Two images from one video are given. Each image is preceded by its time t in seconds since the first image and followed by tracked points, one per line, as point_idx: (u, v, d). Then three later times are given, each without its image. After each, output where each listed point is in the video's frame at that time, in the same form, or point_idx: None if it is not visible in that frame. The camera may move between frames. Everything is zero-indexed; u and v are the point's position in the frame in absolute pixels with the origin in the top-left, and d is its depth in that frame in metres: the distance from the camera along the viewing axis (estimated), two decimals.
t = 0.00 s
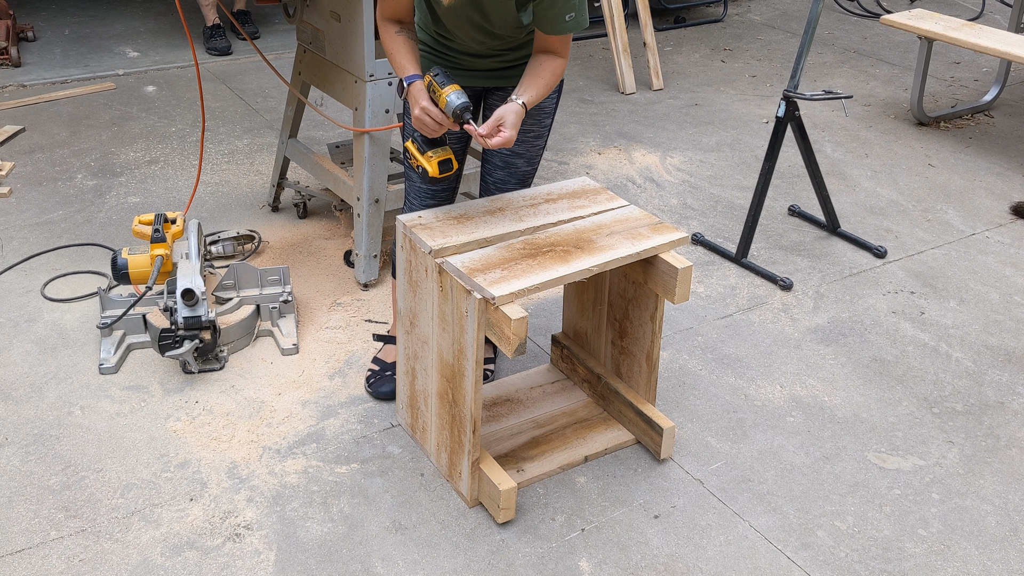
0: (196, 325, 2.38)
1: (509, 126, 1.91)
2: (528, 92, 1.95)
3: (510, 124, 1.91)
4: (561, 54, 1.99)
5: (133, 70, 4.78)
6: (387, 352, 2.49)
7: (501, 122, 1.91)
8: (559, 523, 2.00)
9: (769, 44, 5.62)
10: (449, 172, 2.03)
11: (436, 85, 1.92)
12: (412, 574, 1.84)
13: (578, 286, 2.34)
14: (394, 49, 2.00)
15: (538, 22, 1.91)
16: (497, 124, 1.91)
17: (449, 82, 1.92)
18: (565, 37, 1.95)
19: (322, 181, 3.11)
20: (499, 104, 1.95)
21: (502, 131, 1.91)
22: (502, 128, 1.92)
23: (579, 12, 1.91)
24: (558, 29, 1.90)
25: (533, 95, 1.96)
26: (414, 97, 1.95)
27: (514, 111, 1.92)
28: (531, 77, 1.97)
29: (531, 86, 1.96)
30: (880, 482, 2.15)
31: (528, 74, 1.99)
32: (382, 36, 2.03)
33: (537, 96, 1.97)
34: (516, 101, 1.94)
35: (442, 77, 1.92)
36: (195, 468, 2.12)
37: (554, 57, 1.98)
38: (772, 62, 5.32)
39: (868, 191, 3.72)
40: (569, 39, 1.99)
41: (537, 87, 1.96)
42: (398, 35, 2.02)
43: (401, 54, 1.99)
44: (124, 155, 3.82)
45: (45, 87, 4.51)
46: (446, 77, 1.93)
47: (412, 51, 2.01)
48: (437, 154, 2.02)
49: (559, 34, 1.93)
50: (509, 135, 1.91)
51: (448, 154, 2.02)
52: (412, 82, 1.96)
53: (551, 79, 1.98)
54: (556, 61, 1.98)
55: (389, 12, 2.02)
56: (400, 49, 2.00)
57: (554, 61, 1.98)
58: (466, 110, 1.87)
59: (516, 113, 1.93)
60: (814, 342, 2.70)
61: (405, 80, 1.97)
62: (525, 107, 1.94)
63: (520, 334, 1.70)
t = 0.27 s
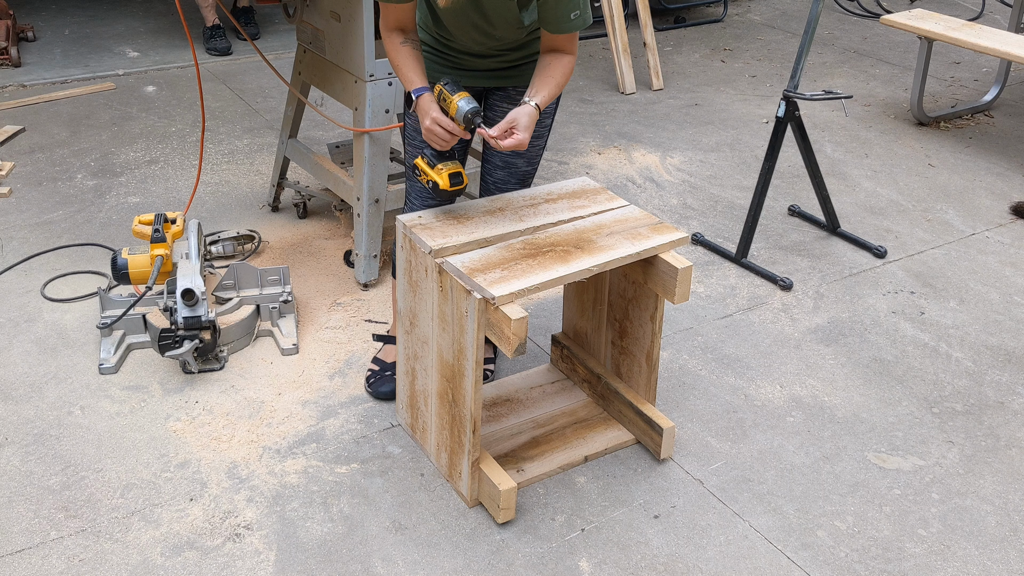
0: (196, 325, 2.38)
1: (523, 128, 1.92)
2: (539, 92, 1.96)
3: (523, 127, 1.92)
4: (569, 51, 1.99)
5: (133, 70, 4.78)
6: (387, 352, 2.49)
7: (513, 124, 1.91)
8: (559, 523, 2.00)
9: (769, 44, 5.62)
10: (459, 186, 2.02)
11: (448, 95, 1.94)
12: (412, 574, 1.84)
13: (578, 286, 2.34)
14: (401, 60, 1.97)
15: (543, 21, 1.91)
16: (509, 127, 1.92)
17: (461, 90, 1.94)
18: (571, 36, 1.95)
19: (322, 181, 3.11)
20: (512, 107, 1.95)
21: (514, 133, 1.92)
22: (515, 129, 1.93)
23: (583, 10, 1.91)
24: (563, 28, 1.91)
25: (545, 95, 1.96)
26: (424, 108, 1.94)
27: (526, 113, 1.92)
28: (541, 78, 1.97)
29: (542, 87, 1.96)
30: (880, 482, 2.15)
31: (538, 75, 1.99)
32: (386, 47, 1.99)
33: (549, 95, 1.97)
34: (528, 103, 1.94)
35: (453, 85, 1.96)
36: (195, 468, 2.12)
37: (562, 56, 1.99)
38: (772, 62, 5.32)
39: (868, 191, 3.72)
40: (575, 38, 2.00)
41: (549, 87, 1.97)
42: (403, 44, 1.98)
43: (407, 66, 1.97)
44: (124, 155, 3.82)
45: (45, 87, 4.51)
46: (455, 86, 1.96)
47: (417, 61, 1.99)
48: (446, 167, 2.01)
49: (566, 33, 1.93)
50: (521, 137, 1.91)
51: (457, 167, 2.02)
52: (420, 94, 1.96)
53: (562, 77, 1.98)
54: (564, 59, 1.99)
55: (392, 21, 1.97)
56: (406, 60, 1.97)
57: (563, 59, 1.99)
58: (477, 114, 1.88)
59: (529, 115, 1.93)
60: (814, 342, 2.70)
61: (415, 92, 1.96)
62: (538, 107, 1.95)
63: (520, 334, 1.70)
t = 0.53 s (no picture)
0: (196, 325, 2.38)
1: (522, 128, 1.91)
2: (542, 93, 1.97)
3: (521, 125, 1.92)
4: (572, 54, 2.01)
5: (133, 70, 4.78)
6: (387, 352, 2.49)
7: (512, 121, 1.91)
8: (559, 523, 2.00)
9: (769, 44, 5.62)
10: (478, 187, 1.98)
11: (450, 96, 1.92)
12: (412, 574, 1.84)
13: (577, 285, 2.34)
14: (407, 66, 1.98)
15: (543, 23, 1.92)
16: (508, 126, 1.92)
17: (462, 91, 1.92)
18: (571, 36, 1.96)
19: (322, 181, 3.11)
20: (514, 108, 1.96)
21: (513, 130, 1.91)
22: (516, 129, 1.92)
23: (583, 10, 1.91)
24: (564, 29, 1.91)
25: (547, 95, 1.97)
26: (434, 113, 1.94)
27: (527, 114, 1.92)
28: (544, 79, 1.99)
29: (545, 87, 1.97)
30: (880, 482, 2.15)
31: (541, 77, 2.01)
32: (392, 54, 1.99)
33: (552, 97, 1.98)
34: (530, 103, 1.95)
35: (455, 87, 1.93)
36: (194, 468, 2.12)
37: (564, 57, 2.00)
38: (772, 62, 5.32)
39: (868, 191, 3.72)
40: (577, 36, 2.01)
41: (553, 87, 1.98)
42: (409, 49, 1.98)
43: (414, 71, 1.98)
44: (124, 155, 3.83)
45: (45, 87, 4.51)
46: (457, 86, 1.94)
47: (423, 66, 1.99)
48: (462, 169, 1.98)
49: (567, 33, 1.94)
50: (519, 134, 1.91)
51: (475, 168, 2.00)
52: (429, 100, 1.95)
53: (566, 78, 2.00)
54: (567, 61, 2.00)
55: (396, 26, 1.97)
56: (412, 66, 1.98)
57: (567, 61, 2.00)
58: (477, 111, 1.87)
59: (530, 116, 1.93)
60: (814, 342, 2.70)
61: (424, 98, 1.96)
62: (541, 108, 1.95)
63: (520, 334, 1.70)
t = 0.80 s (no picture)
0: (196, 325, 2.38)
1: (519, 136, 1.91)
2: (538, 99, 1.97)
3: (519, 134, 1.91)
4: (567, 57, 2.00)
5: (133, 70, 4.78)
6: (386, 353, 2.47)
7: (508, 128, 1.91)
8: (559, 523, 2.00)
9: (769, 44, 5.62)
10: (467, 201, 1.96)
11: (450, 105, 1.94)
12: (412, 574, 1.84)
13: (577, 285, 2.34)
14: (404, 76, 1.97)
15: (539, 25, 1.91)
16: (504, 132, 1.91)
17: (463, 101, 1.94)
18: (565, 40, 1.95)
19: (322, 181, 3.10)
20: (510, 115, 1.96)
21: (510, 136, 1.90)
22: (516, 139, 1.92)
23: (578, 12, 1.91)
24: (558, 31, 1.91)
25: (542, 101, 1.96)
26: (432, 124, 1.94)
27: (525, 121, 1.92)
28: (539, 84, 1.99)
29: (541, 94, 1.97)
30: (880, 482, 2.15)
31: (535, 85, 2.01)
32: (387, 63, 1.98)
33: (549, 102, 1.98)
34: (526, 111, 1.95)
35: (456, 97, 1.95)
36: (195, 468, 2.12)
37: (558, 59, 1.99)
38: (772, 62, 5.32)
39: (868, 191, 3.72)
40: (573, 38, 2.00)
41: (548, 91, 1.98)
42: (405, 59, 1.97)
43: (410, 81, 1.98)
44: (124, 155, 3.82)
45: (45, 87, 4.51)
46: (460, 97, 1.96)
47: (419, 75, 1.99)
48: (454, 181, 1.97)
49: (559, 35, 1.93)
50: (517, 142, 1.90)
51: (466, 180, 1.98)
52: (427, 110, 1.95)
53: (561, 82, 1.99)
54: (563, 64, 2.00)
55: (392, 35, 1.95)
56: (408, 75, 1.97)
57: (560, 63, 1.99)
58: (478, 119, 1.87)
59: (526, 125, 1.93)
60: (814, 342, 2.70)
61: (421, 109, 1.96)
62: (537, 115, 1.95)
63: (520, 334, 1.70)
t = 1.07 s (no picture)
0: (196, 325, 2.38)
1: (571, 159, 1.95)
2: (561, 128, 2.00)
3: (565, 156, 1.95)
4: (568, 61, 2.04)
5: (133, 70, 4.78)
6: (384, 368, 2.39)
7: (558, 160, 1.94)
8: (559, 523, 2.00)
9: (769, 45, 5.62)
10: (472, 213, 1.95)
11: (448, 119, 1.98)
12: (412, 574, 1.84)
13: (577, 285, 2.34)
14: (394, 92, 1.96)
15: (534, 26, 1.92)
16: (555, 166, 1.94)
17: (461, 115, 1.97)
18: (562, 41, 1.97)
19: (322, 181, 3.10)
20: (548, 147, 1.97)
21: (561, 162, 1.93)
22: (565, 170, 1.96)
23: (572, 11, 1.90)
24: (554, 31, 1.92)
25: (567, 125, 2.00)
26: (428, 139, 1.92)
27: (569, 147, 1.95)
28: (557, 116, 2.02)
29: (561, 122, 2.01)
30: (880, 482, 2.15)
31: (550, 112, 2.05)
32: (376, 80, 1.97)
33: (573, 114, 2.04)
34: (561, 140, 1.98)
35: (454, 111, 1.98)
36: (195, 468, 2.12)
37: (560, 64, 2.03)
38: (772, 62, 5.32)
39: (868, 191, 3.72)
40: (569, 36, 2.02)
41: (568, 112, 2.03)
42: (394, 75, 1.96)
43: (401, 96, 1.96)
44: (124, 155, 3.83)
45: (46, 87, 4.51)
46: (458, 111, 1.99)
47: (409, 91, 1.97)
48: (458, 195, 1.96)
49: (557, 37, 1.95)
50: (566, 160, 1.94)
51: (468, 194, 1.98)
52: (422, 125, 1.93)
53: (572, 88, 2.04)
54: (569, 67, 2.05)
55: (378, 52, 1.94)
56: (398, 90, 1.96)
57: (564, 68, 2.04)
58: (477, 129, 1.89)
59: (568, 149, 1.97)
60: (814, 342, 2.70)
61: (414, 124, 1.94)
62: (576, 137, 1.99)
63: (520, 334, 1.70)
